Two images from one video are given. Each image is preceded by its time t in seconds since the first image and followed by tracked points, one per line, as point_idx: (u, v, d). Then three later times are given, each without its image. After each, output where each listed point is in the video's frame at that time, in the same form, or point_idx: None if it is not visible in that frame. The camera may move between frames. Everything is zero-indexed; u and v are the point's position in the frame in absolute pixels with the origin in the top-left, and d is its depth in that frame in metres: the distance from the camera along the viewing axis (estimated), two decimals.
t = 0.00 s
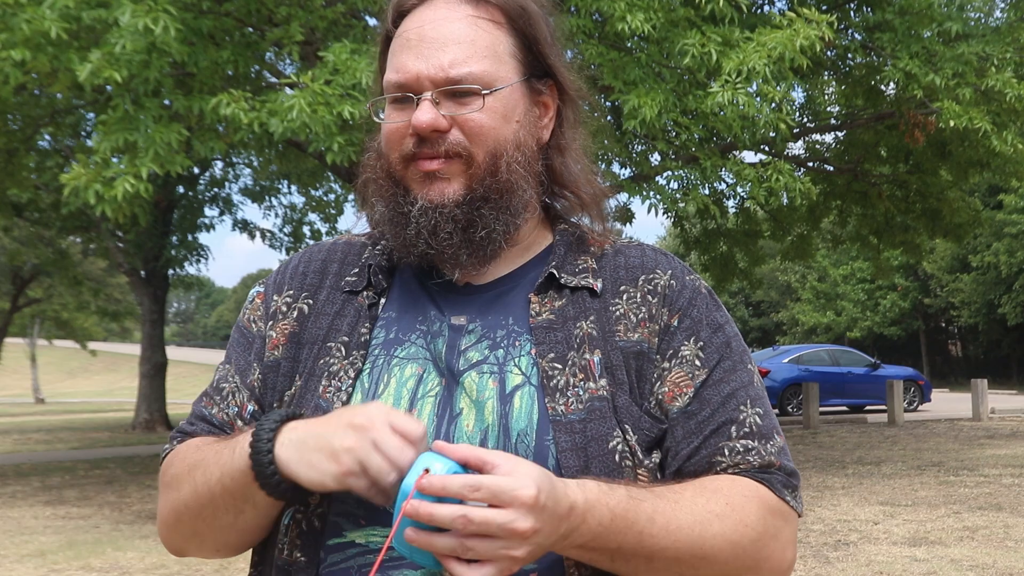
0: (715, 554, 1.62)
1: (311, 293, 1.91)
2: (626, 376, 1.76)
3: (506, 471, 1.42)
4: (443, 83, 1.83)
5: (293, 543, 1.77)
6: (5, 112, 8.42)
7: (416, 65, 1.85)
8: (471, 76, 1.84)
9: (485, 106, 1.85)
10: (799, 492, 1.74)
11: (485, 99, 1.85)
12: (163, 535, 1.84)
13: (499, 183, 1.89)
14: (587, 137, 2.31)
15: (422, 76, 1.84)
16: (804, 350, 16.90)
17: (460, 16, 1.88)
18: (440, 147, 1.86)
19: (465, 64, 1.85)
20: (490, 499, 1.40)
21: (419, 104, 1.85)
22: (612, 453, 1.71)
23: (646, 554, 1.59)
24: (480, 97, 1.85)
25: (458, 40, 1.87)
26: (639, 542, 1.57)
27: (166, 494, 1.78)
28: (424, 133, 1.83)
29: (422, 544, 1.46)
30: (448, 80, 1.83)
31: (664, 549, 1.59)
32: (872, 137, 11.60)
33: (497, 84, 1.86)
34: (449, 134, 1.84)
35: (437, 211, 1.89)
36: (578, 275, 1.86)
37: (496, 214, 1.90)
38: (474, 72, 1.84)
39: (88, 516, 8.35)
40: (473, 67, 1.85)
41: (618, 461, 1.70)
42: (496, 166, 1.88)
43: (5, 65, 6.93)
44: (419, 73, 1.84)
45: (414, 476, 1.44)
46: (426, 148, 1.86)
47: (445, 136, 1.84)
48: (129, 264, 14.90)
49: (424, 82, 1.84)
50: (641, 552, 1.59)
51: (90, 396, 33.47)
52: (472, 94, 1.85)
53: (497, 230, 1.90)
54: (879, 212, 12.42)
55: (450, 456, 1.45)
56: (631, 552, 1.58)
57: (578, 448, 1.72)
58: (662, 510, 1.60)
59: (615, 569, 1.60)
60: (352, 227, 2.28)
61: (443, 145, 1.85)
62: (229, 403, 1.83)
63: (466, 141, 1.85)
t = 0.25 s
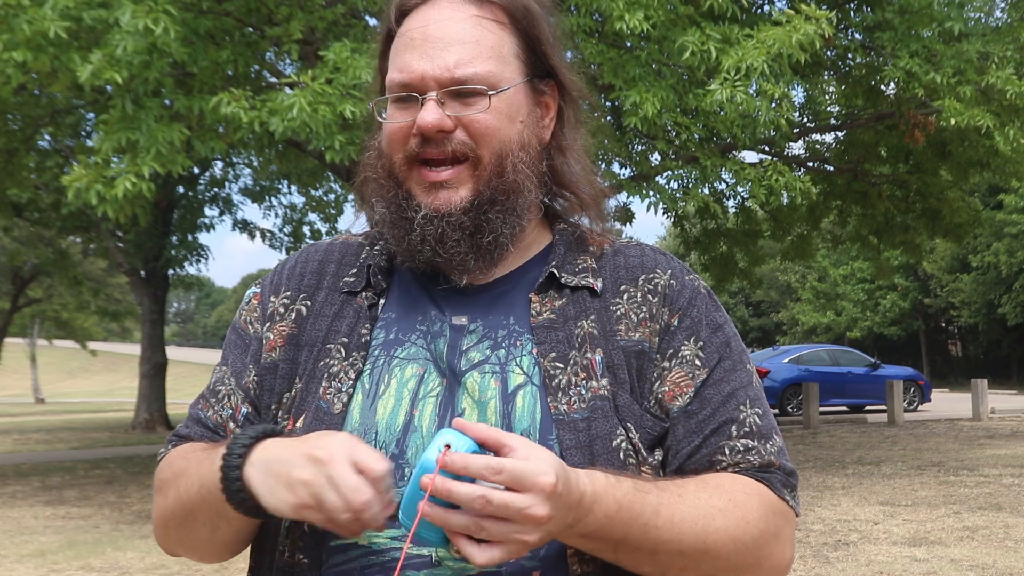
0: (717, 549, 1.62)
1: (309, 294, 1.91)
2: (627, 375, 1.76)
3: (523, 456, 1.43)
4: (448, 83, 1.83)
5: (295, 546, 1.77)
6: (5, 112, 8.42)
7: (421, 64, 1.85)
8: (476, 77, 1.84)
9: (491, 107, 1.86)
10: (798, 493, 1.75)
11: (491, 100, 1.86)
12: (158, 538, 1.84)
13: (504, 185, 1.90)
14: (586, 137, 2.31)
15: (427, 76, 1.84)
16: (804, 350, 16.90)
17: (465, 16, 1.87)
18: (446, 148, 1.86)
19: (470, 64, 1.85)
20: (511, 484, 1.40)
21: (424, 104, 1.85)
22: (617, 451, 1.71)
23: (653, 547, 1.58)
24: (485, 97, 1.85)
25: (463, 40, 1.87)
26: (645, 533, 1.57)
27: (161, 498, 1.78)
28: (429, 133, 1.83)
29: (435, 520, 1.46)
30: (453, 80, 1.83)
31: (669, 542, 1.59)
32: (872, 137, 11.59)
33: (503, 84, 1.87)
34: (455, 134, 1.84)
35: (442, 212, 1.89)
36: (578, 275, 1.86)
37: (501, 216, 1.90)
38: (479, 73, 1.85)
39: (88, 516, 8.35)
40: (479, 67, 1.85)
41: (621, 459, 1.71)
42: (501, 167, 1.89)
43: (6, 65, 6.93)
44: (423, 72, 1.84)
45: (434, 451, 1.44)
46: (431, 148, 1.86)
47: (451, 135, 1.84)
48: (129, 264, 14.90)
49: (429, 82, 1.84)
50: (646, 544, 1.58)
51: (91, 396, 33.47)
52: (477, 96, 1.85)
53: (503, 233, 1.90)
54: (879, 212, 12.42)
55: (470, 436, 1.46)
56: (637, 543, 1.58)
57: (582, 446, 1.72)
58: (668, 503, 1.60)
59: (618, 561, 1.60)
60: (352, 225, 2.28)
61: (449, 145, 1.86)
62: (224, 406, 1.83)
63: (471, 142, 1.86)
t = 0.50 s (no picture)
0: (702, 542, 1.61)
1: (308, 295, 1.91)
2: (624, 372, 1.76)
3: (511, 445, 1.42)
4: (453, 92, 1.81)
5: (295, 545, 1.77)
6: (6, 112, 8.42)
7: (424, 72, 1.82)
8: (481, 86, 1.83)
9: (495, 116, 1.84)
10: (791, 491, 1.74)
11: (496, 108, 1.84)
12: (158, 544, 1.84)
13: (507, 193, 1.89)
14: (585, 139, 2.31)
15: (430, 85, 1.81)
16: (804, 350, 16.90)
17: (468, 23, 1.85)
18: (450, 157, 1.85)
19: (475, 73, 1.83)
20: (496, 473, 1.40)
21: (427, 113, 1.82)
22: (613, 446, 1.71)
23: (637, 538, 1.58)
24: (491, 108, 1.84)
25: (467, 48, 1.84)
26: (629, 526, 1.57)
27: (162, 503, 1.78)
28: (433, 143, 1.81)
29: (420, 503, 1.45)
30: (457, 90, 1.81)
31: (654, 535, 1.59)
32: (872, 136, 11.58)
33: (507, 93, 1.86)
34: (458, 144, 1.83)
35: (445, 220, 1.88)
36: (575, 273, 1.86)
37: (504, 224, 1.89)
38: (484, 82, 1.83)
39: (88, 516, 8.35)
40: (484, 76, 1.83)
41: (618, 454, 1.71)
42: (505, 176, 1.88)
43: (6, 64, 6.93)
44: (427, 81, 1.81)
45: (423, 437, 1.43)
46: (434, 158, 1.84)
47: (455, 146, 1.83)
48: (129, 264, 14.90)
49: (433, 90, 1.82)
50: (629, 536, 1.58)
51: (91, 396, 33.45)
52: (481, 105, 1.83)
53: (506, 240, 1.90)
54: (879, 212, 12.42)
55: (459, 421, 1.45)
56: (621, 534, 1.57)
57: (580, 441, 1.72)
58: (655, 496, 1.60)
59: (604, 552, 1.60)
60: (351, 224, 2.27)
61: (453, 155, 1.84)
62: (225, 408, 1.82)
63: (474, 152, 1.84)
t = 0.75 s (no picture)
0: (697, 536, 1.61)
1: (304, 297, 1.90)
2: (617, 371, 1.76)
3: (488, 442, 1.43)
4: (467, 115, 1.79)
5: (291, 547, 1.76)
6: (6, 112, 8.42)
7: (438, 93, 1.79)
8: (496, 108, 1.80)
9: (509, 138, 1.83)
10: (787, 487, 1.74)
11: (511, 130, 1.83)
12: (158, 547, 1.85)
13: (517, 210, 1.89)
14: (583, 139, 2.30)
15: (445, 105, 1.78)
16: (804, 350, 16.90)
17: (481, 39, 1.81)
18: (462, 178, 1.85)
19: (491, 95, 1.80)
20: (475, 470, 1.40)
21: (441, 136, 1.80)
22: (605, 446, 1.71)
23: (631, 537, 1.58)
24: (506, 131, 1.83)
25: (480, 68, 1.80)
26: (623, 522, 1.57)
27: (160, 507, 1.79)
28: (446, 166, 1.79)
29: (407, 517, 1.45)
30: (471, 112, 1.79)
31: (647, 532, 1.58)
32: (872, 136, 11.58)
33: (521, 115, 1.84)
34: (470, 166, 1.82)
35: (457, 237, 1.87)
36: (569, 273, 1.86)
37: (513, 241, 1.89)
38: (500, 104, 1.81)
39: (88, 517, 8.35)
40: (500, 98, 1.81)
41: (610, 452, 1.71)
42: (515, 194, 1.88)
43: (6, 64, 6.93)
44: (441, 102, 1.78)
45: (395, 449, 1.47)
46: (445, 178, 1.84)
47: (466, 168, 1.82)
48: (129, 264, 14.90)
49: (447, 112, 1.79)
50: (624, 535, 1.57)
51: (91, 396, 33.45)
52: (494, 127, 1.82)
53: (515, 256, 1.89)
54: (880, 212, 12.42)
55: (432, 431, 1.47)
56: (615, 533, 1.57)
57: (571, 441, 1.72)
58: (646, 491, 1.60)
59: (599, 553, 1.60)
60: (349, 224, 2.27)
61: (464, 175, 1.84)
62: (223, 411, 1.83)
63: (485, 171, 1.84)
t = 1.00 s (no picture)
0: (695, 539, 1.61)
1: (297, 301, 1.89)
2: (615, 371, 1.76)
3: (500, 457, 1.43)
4: (464, 117, 1.78)
5: (286, 550, 1.76)
6: (5, 111, 8.43)
7: (435, 95, 1.78)
8: (493, 110, 1.80)
9: (507, 139, 1.83)
10: (786, 485, 1.74)
11: (508, 132, 1.83)
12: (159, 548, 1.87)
13: (515, 212, 1.89)
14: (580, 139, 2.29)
15: (442, 108, 1.78)
16: (804, 350, 16.91)
17: (478, 41, 1.80)
18: (460, 180, 1.85)
19: (488, 96, 1.80)
20: (497, 490, 1.40)
21: (438, 137, 1.80)
22: (603, 447, 1.71)
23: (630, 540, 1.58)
24: (505, 132, 1.83)
25: (478, 70, 1.80)
26: (622, 526, 1.57)
27: (159, 512, 1.81)
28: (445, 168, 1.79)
29: (419, 527, 1.45)
30: (469, 113, 1.78)
31: (646, 535, 1.59)
32: (872, 136, 11.58)
33: (518, 117, 1.85)
34: (468, 167, 1.82)
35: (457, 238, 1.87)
36: (566, 274, 1.86)
37: (512, 242, 1.89)
38: (497, 104, 1.80)
39: (88, 516, 8.35)
40: (497, 98, 1.80)
41: (608, 453, 1.70)
42: (513, 194, 1.88)
43: (6, 64, 6.93)
44: (439, 103, 1.78)
45: (411, 463, 1.43)
46: (444, 179, 1.84)
47: (465, 169, 1.82)
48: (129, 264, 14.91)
49: (444, 114, 1.79)
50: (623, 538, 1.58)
51: (91, 396, 33.45)
52: (493, 129, 1.81)
53: (514, 258, 1.89)
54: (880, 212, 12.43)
55: (445, 442, 1.46)
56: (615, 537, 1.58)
57: (570, 442, 1.72)
58: (646, 494, 1.60)
59: (597, 556, 1.60)
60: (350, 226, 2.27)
61: (462, 178, 1.84)
62: (214, 418, 1.83)
63: (483, 173, 1.84)
